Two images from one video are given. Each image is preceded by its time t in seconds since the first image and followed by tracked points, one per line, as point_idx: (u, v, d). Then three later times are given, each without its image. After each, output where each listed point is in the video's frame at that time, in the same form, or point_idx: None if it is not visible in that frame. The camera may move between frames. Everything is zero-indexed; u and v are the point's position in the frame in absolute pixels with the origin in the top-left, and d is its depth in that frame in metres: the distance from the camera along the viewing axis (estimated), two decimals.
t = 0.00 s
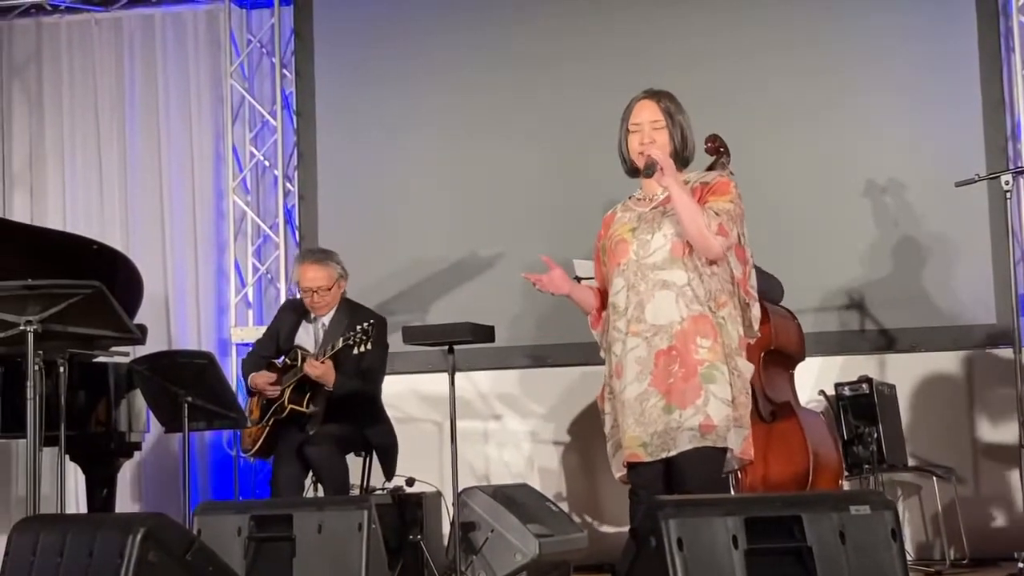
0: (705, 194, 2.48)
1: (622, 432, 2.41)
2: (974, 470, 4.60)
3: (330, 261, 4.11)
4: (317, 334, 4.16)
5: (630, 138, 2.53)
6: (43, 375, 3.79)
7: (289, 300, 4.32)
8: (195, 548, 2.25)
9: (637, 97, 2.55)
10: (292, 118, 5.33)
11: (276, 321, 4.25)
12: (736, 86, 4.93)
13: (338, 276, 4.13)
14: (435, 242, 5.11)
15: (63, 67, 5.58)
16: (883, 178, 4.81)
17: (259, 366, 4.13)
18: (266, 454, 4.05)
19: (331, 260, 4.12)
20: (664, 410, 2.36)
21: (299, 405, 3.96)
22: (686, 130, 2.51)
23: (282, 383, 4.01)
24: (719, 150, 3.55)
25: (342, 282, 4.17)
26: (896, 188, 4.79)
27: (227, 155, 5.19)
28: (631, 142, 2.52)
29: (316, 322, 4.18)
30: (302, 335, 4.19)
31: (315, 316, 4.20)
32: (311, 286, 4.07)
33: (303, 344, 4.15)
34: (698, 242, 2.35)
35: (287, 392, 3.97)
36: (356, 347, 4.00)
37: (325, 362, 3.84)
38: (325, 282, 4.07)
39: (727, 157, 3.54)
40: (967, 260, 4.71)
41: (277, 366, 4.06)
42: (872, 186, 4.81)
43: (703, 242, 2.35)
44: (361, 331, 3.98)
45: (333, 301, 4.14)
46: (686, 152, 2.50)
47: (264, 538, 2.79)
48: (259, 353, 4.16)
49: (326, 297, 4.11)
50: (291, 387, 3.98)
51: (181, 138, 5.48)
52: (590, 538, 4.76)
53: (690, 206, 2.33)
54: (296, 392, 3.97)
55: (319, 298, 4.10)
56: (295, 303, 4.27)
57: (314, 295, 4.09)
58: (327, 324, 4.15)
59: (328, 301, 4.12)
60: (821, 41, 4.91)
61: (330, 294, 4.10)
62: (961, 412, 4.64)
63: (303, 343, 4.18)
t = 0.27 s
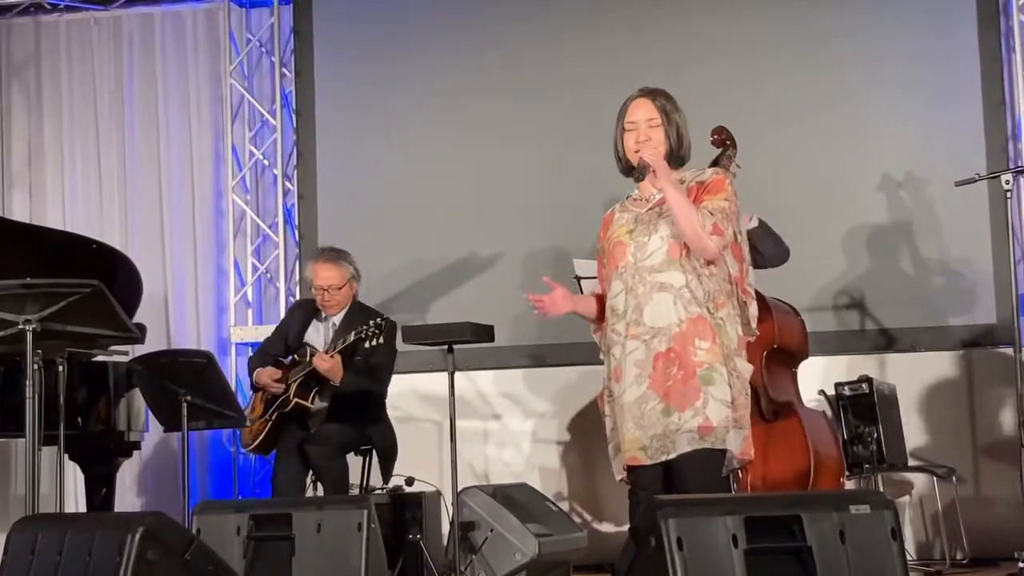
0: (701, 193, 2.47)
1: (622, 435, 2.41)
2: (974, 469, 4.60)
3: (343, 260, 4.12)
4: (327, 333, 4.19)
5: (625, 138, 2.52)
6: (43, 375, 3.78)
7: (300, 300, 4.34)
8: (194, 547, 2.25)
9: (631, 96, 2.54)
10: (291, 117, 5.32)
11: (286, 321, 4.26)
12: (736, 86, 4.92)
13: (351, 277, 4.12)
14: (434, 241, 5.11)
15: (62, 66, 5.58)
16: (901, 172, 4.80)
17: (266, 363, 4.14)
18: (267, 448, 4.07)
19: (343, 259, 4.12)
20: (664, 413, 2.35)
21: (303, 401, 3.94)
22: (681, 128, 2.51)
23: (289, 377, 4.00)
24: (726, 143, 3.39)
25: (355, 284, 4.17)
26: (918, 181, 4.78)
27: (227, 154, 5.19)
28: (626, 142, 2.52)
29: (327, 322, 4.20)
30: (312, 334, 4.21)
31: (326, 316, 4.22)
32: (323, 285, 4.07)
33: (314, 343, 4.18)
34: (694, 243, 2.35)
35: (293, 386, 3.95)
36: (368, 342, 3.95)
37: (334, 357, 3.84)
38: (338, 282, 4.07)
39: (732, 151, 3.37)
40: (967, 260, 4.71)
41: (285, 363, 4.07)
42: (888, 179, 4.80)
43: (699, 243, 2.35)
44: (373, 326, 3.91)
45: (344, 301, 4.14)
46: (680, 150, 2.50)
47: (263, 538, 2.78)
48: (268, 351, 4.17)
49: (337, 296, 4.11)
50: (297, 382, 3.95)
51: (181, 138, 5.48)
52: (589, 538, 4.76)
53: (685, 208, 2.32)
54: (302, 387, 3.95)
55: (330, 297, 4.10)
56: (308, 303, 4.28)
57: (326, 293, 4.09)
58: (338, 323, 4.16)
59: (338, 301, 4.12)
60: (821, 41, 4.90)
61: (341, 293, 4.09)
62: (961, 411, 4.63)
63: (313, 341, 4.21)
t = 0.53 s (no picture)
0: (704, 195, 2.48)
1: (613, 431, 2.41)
2: (970, 469, 4.60)
3: (350, 261, 4.13)
4: (333, 333, 4.18)
5: (643, 125, 2.52)
6: (40, 374, 3.78)
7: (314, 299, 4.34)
8: (191, 547, 2.24)
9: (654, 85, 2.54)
10: (289, 117, 5.32)
11: (293, 320, 4.27)
12: (734, 86, 4.93)
13: (357, 278, 4.12)
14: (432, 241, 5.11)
15: (60, 66, 5.58)
16: (902, 173, 4.80)
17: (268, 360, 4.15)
18: (266, 444, 4.09)
19: (351, 260, 4.13)
20: (657, 414, 2.36)
21: (306, 396, 3.97)
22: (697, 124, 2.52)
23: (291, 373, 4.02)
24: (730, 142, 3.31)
25: (363, 286, 4.16)
26: (919, 181, 4.78)
27: (224, 154, 5.19)
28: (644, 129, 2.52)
29: (333, 323, 4.20)
30: (319, 334, 4.21)
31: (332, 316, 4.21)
32: (328, 286, 4.07)
33: (319, 342, 4.18)
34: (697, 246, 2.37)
35: (296, 382, 3.98)
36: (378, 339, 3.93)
37: (339, 353, 3.88)
38: (343, 282, 4.07)
39: (736, 151, 3.28)
40: (964, 260, 4.71)
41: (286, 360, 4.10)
42: (892, 180, 4.80)
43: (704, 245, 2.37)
44: (382, 325, 3.80)
45: (351, 302, 4.12)
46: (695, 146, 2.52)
47: (260, 537, 2.78)
48: (271, 347, 4.18)
49: (343, 297, 4.09)
50: (300, 378, 3.98)
51: (179, 138, 5.48)
52: (586, 537, 4.76)
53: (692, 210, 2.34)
54: (305, 382, 3.97)
55: (335, 298, 4.09)
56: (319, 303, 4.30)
57: (331, 294, 4.08)
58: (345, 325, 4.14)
59: (345, 302, 4.10)
60: (819, 41, 4.91)
61: (347, 294, 4.09)
62: (958, 412, 4.64)
63: (319, 340, 4.21)
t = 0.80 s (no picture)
0: (696, 185, 2.61)
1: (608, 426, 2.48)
2: (965, 470, 4.61)
3: (346, 262, 4.12)
4: (330, 332, 4.16)
5: (635, 119, 2.64)
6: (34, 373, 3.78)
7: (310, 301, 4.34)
8: (186, 546, 2.24)
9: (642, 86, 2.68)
10: (284, 116, 5.32)
11: (290, 321, 4.26)
12: (729, 86, 4.93)
13: (353, 278, 4.11)
14: (427, 241, 5.10)
15: (55, 65, 5.57)
16: (900, 174, 4.80)
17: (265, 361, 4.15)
18: (261, 442, 4.11)
19: (346, 261, 4.13)
20: (652, 405, 2.44)
21: (303, 395, 3.98)
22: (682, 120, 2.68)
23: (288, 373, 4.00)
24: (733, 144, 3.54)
25: (359, 286, 4.16)
26: (916, 182, 4.78)
27: (219, 154, 5.18)
28: (636, 124, 2.64)
29: (330, 323, 4.18)
30: (315, 334, 4.19)
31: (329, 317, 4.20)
32: (324, 286, 4.07)
33: (315, 341, 4.16)
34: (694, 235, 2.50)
35: (293, 380, 3.98)
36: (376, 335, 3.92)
37: (336, 351, 3.88)
38: (339, 283, 4.06)
39: (739, 153, 3.52)
40: (959, 261, 4.72)
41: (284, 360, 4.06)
42: (891, 180, 4.80)
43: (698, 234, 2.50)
44: (379, 321, 3.77)
45: (347, 303, 4.12)
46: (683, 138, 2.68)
47: (254, 538, 2.79)
48: (268, 348, 4.17)
49: (338, 298, 4.09)
50: (297, 376, 3.98)
51: (174, 137, 5.47)
52: (581, 538, 4.76)
53: (689, 199, 2.47)
54: (301, 381, 3.98)
55: (331, 298, 4.08)
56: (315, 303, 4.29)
57: (326, 295, 4.08)
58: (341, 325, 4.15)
59: (340, 303, 4.10)
60: (814, 42, 4.91)
61: (341, 295, 4.08)
62: (952, 412, 4.64)
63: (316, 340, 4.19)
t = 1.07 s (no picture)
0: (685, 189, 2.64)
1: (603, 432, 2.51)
2: (956, 472, 4.61)
3: (330, 261, 4.11)
4: (318, 333, 4.17)
5: (610, 128, 2.71)
6: (26, 373, 3.77)
7: (297, 305, 4.36)
8: (178, 547, 2.24)
9: (613, 94, 2.75)
10: (277, 116, 5.31)
11: (278, 323, 4.29)
12: (722, 88, 4.93)
13: (336, 276, 4.11)
14: (420, 242, 5.10)
15: (47, 63, 5.56)
16: (903, 174, 4.79)
17: (254, 364, 4.17)
18: (253, 446, 4.08)
19: (331, 260, 4.12)
20: (647, 408, 2.48)
21: (294, 395, 3.97)
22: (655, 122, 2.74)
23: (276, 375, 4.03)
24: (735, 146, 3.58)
25: (342, 283, 4.15)
26: (914, 183, 4.78)
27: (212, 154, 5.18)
28: (611, 133, 2.71)
29: (318, 323, 4.19)
30: (303, 335, 4.21)
31: (317, 317, 4.20)
32: (310, 287, 4.06)
33: (303, 341, 4.16)
34: (687, 235, 2.51)
35: (283, 381, 3.97)
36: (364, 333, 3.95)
37: (324, 351, 3.89)
38: (322, 283, 4.05)
39: (742, 154, 3.57)
40: (952, 263, 4.72)
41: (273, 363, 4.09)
42: (893, 181, 4.79)
43: (690, 236, 2.52)
44: (368, 318, 3.82)
45: (330, 301, 4.12)
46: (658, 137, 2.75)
47: (247, 538, 2.78)
48: (257, 352, 4.20)
49: (321, 297, 4.09)
50: (287, 377, 3.98)
51: (166, 136, 5.46)
52: (573, 539, 4.75)
53: (680, 201, 2.49)
54: (291, 382, 3.97)
55: (316, 298, 4.08)
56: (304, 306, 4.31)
57: (310, 295, 4.07)
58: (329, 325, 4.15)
59: (323, 302, 4.09)
60: (807, 43, 4.91)
61: (325, 294, 4.08)
62: (944, 414, 4.65)
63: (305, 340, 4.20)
